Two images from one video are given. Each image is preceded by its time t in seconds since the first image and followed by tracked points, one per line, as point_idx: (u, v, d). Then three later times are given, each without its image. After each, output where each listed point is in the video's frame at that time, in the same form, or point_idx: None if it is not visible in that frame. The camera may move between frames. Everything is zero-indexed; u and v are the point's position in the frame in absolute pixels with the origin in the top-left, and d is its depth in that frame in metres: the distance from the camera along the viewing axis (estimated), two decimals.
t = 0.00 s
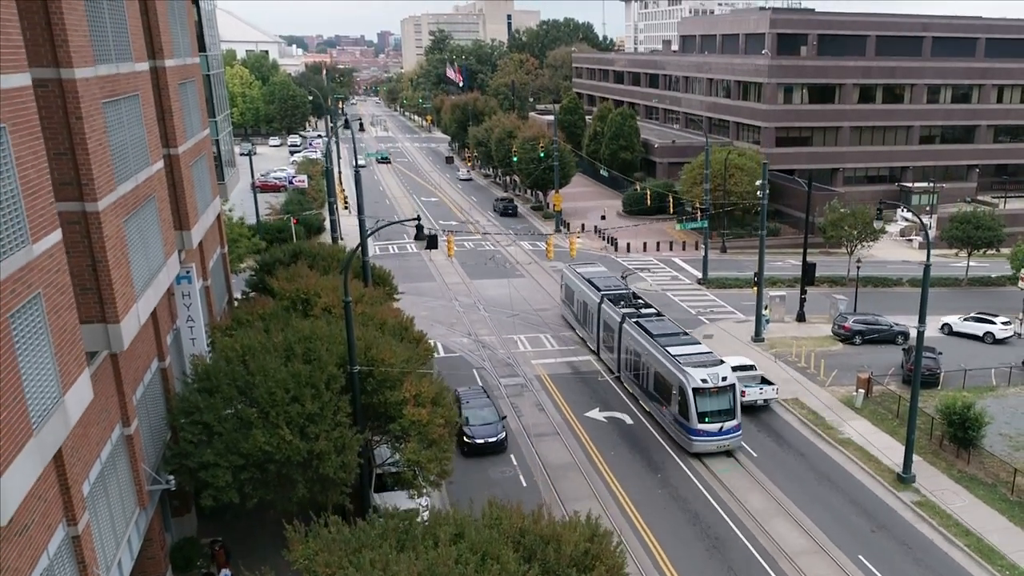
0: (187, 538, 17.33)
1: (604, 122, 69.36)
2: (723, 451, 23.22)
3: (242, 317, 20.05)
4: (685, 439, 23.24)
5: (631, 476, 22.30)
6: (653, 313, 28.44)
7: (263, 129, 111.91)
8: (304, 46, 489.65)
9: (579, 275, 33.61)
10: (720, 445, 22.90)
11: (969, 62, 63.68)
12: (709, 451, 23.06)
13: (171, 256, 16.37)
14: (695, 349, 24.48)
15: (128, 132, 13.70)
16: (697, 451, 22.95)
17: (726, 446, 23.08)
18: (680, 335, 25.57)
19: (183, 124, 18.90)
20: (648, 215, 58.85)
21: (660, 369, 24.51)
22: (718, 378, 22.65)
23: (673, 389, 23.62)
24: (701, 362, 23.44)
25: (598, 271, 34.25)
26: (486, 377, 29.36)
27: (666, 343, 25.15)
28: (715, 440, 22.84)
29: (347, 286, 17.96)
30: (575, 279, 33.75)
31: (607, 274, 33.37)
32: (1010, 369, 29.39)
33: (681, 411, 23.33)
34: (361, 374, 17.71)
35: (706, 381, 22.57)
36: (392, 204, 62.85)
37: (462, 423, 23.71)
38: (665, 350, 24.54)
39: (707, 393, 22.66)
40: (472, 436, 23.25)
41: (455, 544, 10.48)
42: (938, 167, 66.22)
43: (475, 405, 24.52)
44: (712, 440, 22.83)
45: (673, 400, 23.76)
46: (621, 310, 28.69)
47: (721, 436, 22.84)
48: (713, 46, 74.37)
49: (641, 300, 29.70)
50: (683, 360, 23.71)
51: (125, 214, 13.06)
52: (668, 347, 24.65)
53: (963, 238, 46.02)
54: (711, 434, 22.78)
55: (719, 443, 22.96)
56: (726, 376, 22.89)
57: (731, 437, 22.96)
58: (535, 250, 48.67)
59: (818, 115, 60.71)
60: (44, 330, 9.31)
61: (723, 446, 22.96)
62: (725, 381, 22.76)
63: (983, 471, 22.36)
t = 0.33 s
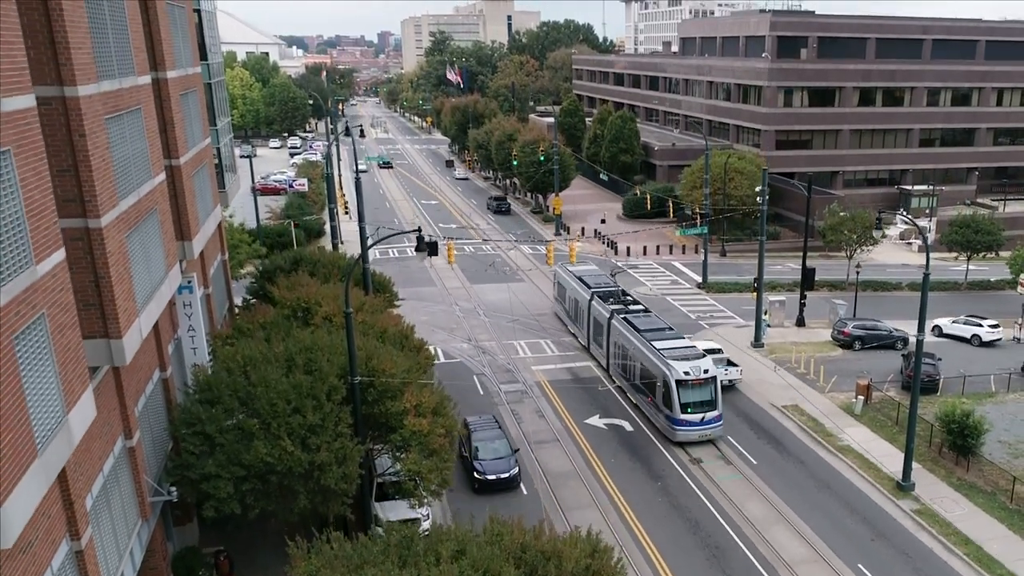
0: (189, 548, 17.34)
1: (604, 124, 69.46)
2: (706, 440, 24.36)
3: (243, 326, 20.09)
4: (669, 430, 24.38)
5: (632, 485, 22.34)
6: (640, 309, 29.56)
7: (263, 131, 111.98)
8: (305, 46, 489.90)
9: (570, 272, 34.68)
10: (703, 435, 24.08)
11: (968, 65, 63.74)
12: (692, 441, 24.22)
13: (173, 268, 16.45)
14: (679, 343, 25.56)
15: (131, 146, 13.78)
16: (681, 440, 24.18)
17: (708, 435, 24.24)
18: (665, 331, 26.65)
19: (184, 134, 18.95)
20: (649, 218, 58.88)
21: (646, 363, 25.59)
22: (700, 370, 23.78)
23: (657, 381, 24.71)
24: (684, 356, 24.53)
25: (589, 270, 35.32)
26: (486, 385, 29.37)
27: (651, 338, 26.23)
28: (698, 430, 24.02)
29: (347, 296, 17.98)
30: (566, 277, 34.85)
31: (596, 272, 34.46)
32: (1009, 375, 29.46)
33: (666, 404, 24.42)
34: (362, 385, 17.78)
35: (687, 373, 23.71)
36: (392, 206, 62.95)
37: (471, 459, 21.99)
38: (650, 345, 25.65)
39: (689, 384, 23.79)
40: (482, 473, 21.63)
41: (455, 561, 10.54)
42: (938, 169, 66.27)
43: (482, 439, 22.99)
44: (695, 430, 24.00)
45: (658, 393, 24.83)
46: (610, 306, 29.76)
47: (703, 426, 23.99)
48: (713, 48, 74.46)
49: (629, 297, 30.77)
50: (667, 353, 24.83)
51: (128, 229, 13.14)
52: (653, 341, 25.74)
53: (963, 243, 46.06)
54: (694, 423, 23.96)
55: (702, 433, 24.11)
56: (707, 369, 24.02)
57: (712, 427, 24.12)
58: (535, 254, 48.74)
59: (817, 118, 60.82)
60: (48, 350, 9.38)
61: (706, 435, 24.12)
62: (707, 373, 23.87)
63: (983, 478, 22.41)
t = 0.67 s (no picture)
0: (191, 557, 17.40)
1: (604, 127, 69.51)
2: (689, 429, 25.69)
3: (245, 335, 20.16)
4: (654, 419, 25.67)
5: (633, 493, 22.37)
6: (628, 305, 30.79)
7: (264, 133, 111.89)
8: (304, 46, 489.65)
9: (563, 271, 35.96)
10: (686, 425, 25.40)
11: (968, 68, 63.79)
12: (676, 430, 25.53)
13: (175, 280, 16.49)
14: (664, 337, 26.80)
15: (133, 160, 13.85)
16: (667, 429, 25.45)
17: (691, 425, 25.52)
18: (652, 326, 27.85)
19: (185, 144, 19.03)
20: (649, 222, 58.91)
21: (633, 357, 26.81)
22: (683, 363, 25.00)
23: (643, 373, 25.95)
24: (669, 349, 25.74)
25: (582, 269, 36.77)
26: (486, 391, 29.42)
27: (638, 333, 27.42)
28: (681, 419, 25.30)
29: (347, 307, 18.05)
30: (560, 276, 36.19)
31: (588, 270, 35.76)
32: (1009, 382, 29.50)
33: (650, 395, 25.69)
34: (363, 396, 17.88)
35: (671, 365, 24.95)
36: (392, 210, 63.04)
37: (482, 497, 20.01)
38: (636, 338, 26.87)
39: (673, 376, 25.04)
40: (495, 514, 19.25)
41: None
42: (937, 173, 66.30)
43: (497, 474, 20.92)
44: (678, 420, 25.29)
45: (643, 384, 26.09)
46: (599, 303, 30.98)
47: (686, 416, 25.28)
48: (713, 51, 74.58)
49: (618, 293, 32.00)
50: (652, 347, 26.04)
51: (130, 243, 13.20)
52: (639, 336, 26.96)
53: (962, 247, 46.12)
54: (677, 413, 25.25)
55: (685, 422, 25.40)
56: (691, 361, 25.23)
57: (695, 417, 25.42)
58: (536, 259, 48.82)
59: (816, 121, 60.81)
60: (51, 368, 9.43)
61: (689, 425, 25.44)
62: (690, 366, 25.07)
63: (982, 486, 22.46)
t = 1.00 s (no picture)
0: (192, 566, 17.48)
1: (604, 130, 69.56)
2: (671, 419, 27.05)
3: (245, 343, 20.22)
4: (639, 410, 26.99)
5: (633, 501, 22.40)
6: (616, 301, 32.09)
7: (264, 135, 111.93)
8: (305, 47, 489.79)
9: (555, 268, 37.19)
10: (669, 414, 26.77)
11: (967, 71, 63.78)
12: (659, 419, 26.88)
13: (177, 292, 16.53)
14: (649, 331, 28.16)
15: (135, 173, 13.93)
16: (650, 418, 26.79)
17: (674, 415, 26.89)
18: (638, 321, 29.16)
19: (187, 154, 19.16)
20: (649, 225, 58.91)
21: (620, 351, 28.11)
22: (666, 356, 26.34)
23: (629, 366, 27.28)
24: (653, 342, 27.11)
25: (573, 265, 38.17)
26: (487, 397, 29.52)
27: (625, 327, 28.72)
28: (664, 409, 26.65)
29: (347, 317, 18.10)
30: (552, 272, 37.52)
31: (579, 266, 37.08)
32: (1007, 388, 29.54)
33: (636, 386, 27.03)
34: (363, 405, 17.95)
35: (655, 358, 26.29)
36: (392, 213, 63.20)
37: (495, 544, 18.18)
38: (622, 333, 28.18)
39: (657, 368, 26.40)
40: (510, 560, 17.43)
41: None
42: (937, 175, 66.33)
43: (509, 518, 19.10)
44: (662, 410, 26.64)
45: (628, 376, 27.43)
46: (589, 299, 32.24)
47: (669, 406, 26.63)
48: (713, 53, 74.65)
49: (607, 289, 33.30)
50: (637, 340, 27.38)
51: (132, 256, 13.26)
52: (626, 330, 28.27)
53: (961, 250, 46.16)
54: (661, 403, 26.61)
55: (668, 412, 26.75)
56: (674, 354, 26.60)
57: (678, 407, 26.79)
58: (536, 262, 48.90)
59: (816, 124, 60.80)
60: (53, 385, 9.49)
61: (672, 414, 26.80)
62: (673, 359, 26.43)
63: (981, 494, 22.49)
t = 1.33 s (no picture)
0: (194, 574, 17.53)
1: (603, 132, 69.59)
2: (657, 408, 28.17)
3: (246, 351, 20.28)
4: (627, 400, 28.10)
5: (633, 508, 22.41)
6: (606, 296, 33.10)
7: (264, 137, 112.02)
8: (304, 47, 490.11)
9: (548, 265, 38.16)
10: (655, 404, 27.92)
11: (967, 74, 63.79)
12: (646, 409, 27.99)
13: (178, 303, 16.52)
14: (636, 324, 29.22)
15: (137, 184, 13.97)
16: (637, 408, 27.89)
17: (659, 404, 28.01)
18: (625, 315, 30.19)
19: (188, 162, 19.22)
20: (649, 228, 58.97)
21: (608, 343, 29.16)
22: (651, 347, 27.41)
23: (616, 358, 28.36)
24: (639, 335, 28.18)
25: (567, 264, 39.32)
26: (487, 402, 29.60)
27: (613, 321, 29.75)
28: (650, 399, 27.76)
29: (348, 327, 18.08)
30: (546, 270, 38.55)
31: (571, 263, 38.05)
32: (1006, 393, 29.61)
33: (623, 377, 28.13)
34: (364, 414, 18.02)
35: (641, 350, 27.37)
36: (392, 216, 63.35)
37: None
38: (610, 326, 29.24)
39: (642, 360, 27.50)
40: None
41: None
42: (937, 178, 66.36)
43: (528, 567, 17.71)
44: (648, 400, 27.73)
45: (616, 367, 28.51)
46: (580, 294, 33.23)
47: (655, 396, 27.75)
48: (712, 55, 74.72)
49: (596, 285, 34.31)
50: (624, 334, 28.45)
51: (134, 269, 13.30)
52: (613, 324, 29.30)
53: (960, 254, 46.20)
54: (647, 393, 27.73)
55: (654, 402, 27.86)
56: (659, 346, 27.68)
57: (663, 397, 27.90)
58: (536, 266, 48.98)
59: (816, 127, 60.85)
60: (57, 403, 9.54)
61: (657, 404, 27.93)
62: (657, 351, 27.51)
63: (981, 501, 22.54)
